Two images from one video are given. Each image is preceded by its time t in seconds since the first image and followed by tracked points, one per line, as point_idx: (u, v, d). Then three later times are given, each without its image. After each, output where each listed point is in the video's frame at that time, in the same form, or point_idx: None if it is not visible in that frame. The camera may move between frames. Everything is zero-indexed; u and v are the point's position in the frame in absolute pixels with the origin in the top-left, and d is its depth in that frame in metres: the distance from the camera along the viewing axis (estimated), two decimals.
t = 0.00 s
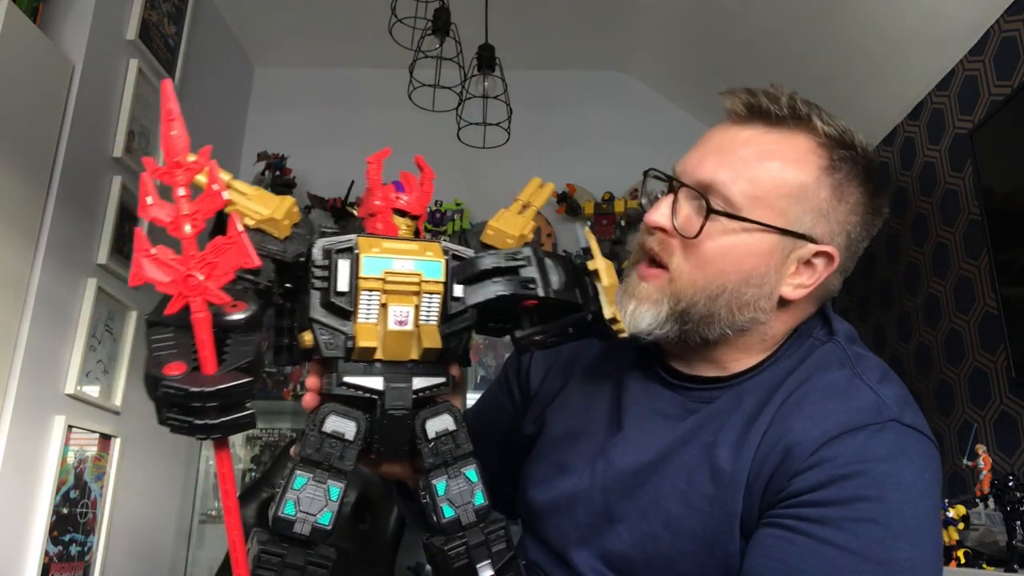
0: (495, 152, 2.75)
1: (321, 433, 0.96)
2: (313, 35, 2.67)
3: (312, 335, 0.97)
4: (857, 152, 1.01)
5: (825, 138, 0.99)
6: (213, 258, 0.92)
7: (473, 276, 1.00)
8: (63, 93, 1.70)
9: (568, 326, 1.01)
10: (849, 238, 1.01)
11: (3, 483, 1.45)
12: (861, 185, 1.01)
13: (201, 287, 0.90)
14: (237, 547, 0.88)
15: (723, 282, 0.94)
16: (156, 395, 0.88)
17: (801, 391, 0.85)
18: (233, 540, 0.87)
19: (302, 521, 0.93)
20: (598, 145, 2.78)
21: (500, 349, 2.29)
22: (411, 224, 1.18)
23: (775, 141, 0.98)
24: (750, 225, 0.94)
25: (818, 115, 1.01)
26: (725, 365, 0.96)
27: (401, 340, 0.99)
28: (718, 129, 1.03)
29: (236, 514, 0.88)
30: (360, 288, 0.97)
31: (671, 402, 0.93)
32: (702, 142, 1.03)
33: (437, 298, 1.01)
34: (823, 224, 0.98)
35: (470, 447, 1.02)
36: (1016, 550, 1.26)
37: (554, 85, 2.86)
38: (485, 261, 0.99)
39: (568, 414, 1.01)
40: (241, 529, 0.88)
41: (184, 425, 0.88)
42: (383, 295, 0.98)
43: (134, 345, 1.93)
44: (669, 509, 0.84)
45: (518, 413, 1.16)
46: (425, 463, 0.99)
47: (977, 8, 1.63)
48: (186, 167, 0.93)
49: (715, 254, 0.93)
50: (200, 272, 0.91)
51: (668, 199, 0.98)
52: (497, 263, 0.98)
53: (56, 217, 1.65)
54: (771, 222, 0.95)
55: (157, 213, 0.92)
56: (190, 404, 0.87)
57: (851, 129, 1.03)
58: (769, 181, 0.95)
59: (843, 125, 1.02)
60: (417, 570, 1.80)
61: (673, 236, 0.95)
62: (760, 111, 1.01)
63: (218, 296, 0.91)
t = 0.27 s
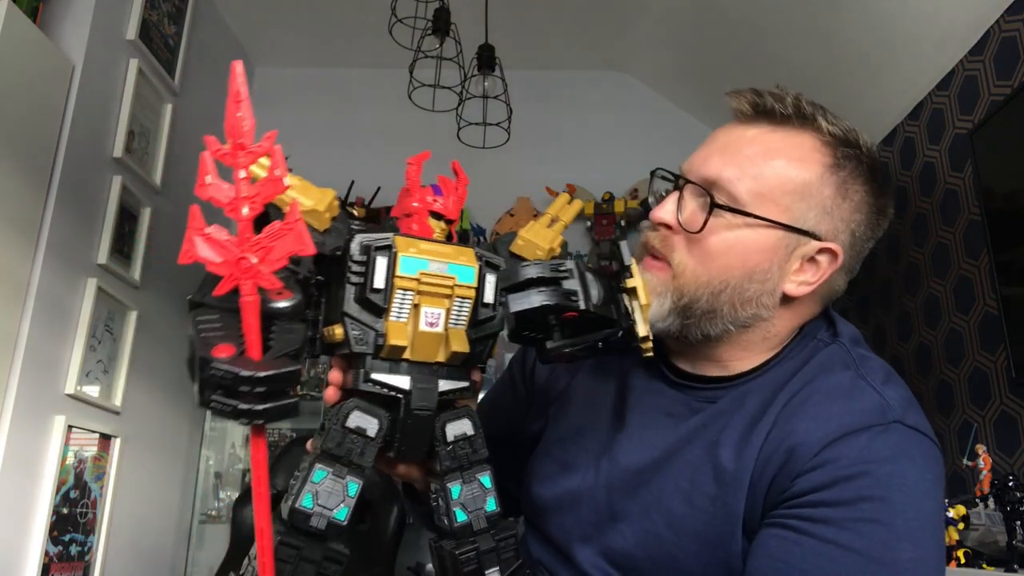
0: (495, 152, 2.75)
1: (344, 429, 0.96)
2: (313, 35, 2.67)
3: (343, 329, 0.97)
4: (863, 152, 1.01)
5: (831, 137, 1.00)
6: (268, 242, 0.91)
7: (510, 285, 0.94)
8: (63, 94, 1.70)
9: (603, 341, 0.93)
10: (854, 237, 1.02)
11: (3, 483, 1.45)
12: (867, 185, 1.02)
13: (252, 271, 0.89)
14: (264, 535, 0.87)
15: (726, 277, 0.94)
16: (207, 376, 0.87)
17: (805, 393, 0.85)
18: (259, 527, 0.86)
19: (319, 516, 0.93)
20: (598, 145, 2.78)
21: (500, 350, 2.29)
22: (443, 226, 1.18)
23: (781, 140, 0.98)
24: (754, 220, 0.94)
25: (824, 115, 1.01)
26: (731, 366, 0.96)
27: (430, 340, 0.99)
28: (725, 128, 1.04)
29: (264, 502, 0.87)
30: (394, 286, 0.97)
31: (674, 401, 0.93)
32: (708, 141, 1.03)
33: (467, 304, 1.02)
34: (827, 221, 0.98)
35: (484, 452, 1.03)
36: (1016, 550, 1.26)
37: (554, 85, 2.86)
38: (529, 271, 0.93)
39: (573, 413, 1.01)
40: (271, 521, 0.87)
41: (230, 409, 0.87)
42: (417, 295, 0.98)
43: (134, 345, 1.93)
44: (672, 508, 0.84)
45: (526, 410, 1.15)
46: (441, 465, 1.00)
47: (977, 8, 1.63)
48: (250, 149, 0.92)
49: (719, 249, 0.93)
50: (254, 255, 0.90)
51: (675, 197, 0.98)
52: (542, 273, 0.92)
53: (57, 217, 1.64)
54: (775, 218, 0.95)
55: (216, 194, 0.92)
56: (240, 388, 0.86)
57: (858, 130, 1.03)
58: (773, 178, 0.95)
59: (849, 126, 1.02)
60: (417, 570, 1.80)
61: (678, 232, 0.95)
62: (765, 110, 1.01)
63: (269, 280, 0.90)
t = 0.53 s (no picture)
0: (495, 152, 2.75)
1: (358, 419, 0.95)
2: (313, 34, 2.67)
3: (359, 320, 0.98)
4: (867, 150, 1.01)
5: (835, 135, 0.99)
6: (302, 225, 0.97)
7: (529, 281, 1.03)
8: (63, 94, 1.70)
9: (615, 340, 0.99)
10: (858, 234, 1.01)
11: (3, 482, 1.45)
12: (870, 183, 1.01)
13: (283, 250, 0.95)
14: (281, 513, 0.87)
15: (732, 277, 0.94)
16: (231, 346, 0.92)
17: (808, 394, 0.85)
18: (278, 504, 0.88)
19: (328, 505, 0.92)
20: (598, 145, 2.78)
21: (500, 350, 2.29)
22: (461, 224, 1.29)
23: (783, 139, 0.98)
24: (759, 220, 0.95)
25: (826, 114, 1.01)
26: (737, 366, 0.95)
27: (445, 335, 1.00)
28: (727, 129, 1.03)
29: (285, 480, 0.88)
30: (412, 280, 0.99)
31: (677, 401, 0.93)
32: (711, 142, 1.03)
33: (480, 302, 1.04)
34: (831, 220, 0.98)
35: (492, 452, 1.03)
36: (1016, 550, 1.25)
37: (555, 85, 2.86)
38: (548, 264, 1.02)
39: (576, 413, 1.01)
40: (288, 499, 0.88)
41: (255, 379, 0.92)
42: (433, 291, 1.01)
43: (134, 346, 1.93)
44: (675, 508, 0.84)
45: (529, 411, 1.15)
46: (450, 462, 1.01)
47: (978, 7, 1.63)
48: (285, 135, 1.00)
49: (725, 249, 0.94)
50: (290, 235, 0.96)
51: (679, 197, 0.99)
52: (560, 266, 1.01)
53: (57, 217, 1.65)
54: (780, 217, 0.95)
55: (252, 174, 0.99)
56: (264, 358, 0.92)
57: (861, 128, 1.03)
58: (777, 177, 0.95)
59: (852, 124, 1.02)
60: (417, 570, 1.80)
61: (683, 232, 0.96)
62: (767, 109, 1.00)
63: (300, 262, 0.95)
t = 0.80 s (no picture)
0: (495, 152, 2.75)
1: (362, 417, 0.94)
2: (314, 35, 2.67)
3: (364, 318, 0.97)
4: (868, 151, 1.01)
5: (835, 136, 0.99)
6: (322, 219, 0.95)
7: (536, 283, 1.03)
8: (63, 93, 1.70)
9: (616, 342, 0.99)
10: (859, 234, 1.02)
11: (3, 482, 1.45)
12: (871, 183, 1.02)
13: (302, 243, 0.93)
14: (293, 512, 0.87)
15: (733, 278, 0.94)
16: (249, 336, 0.87)
17: (810, 394, 0.85)
18: (288, 501, 0.87)
19: (332, 502, 0.92)
20: (599, 145, 2.78)
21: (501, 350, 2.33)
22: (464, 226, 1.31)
23: (784, 140, 0.98)
24: (760, 221, 0.94)
25: (827, 114, 1.01)
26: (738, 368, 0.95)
27: (449, 334, 1.00)
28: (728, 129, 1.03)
29: (297, 477, 0.88)
30: (418, 279, 0.98)
31: (679, 402, 0.94)
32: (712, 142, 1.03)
33: (484, 303, 1.03)
34: (832, 220, 0.98)
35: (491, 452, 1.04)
36: (1016, 550, 1.26)
37: (555, 85, 2.86)
38: (557, 263, 1.02)
39: (578, 413, 1.01)
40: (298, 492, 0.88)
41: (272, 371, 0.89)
42: (439, 290, 1.00)
43: (134, 346, 1.93)
44: (676, 508, 0.85)
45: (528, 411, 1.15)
46: (450, 461, 1.01)
47: (978, 7, 1.63)
48: (308, 129, 0.96)
49: (726, 249, 0.94)
50: (309, 229, 0.94)
51: (681, 198, 0.99)
52: (569, 266, 1.02)
53: (57, 217, 1.64)
54: (781, 218, 0.95)
55: (271, 166, 0.95)
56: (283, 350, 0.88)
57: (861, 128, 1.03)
58: (778, 178, 0.95)
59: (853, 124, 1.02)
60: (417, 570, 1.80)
61: (684, 233, 0.96)
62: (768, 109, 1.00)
63: (319, 256, 0.93)
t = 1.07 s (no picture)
0: (495, 152, 2.75)
1: (366, 416, 0.94)
2: (314, 35, 2.68)
3: (373, 319, 0.95)
4: (863, 150, 1.01)
5: (830, 135, 0.99)
6: (348, 214, 0.93)
7: (549, 289, 1.00)
8: (63, 94, 1.70)
9: (622, 352, 0.95)
10: (855, 233, 1.02)
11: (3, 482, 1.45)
12: (866, 181, 1.02)
13: (326, 236, 0.90)
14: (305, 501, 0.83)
15: (729, 278, 0.94)
16: (271, 325, 0.82)
17: (809, 394, 0.85)
18: (301, 491, 0.83)
19: (337, 501, 0.90)
20: (598, 145, 2.78)
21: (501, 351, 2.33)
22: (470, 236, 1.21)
23: (779, 139, 0.98)
24: (755, 221, 0.94)
25: (822, 113, 1.01)
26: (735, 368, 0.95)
27: (456, 339, 0.99)
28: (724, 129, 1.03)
29: (310, 469, 0.83)
30: (428, 282, 0.97)
31: (679, 402, 0.94)
32: (707, 143, 1.03)
33: (490, 309, 1.02)
34: (828, 219, 0.98)
35: (490, 458, 1.03)
36: (1016, 550, 1.26)
37: (555, 85, 2.86)
38: (565, 272, 0.98)
39: (577, 414, 1.01)
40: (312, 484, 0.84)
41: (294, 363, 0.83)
42: (448, 294, 0.99)
43: (134, 346, 1.93)
44: (675, 508, 0.85)
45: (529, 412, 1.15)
46: (451, 465, 1.00)
47: (977, 7, 1.63)
48: (338, 126, 0.95)
49: (721, 250, 0.94)
50: (333, 224, 0.92)
51: (677, 199, 0.99)
52: (579, 274, 0.97)
53: (57, 217, 1.65)
54: (776, 218, 0.95)
55: (298, 160, 0.93)
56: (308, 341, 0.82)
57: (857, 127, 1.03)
58: (773, 178, 0.95)
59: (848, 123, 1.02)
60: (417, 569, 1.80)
61: (680, 234, 0.97)
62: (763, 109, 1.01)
63: (344, 250, 0.91)
